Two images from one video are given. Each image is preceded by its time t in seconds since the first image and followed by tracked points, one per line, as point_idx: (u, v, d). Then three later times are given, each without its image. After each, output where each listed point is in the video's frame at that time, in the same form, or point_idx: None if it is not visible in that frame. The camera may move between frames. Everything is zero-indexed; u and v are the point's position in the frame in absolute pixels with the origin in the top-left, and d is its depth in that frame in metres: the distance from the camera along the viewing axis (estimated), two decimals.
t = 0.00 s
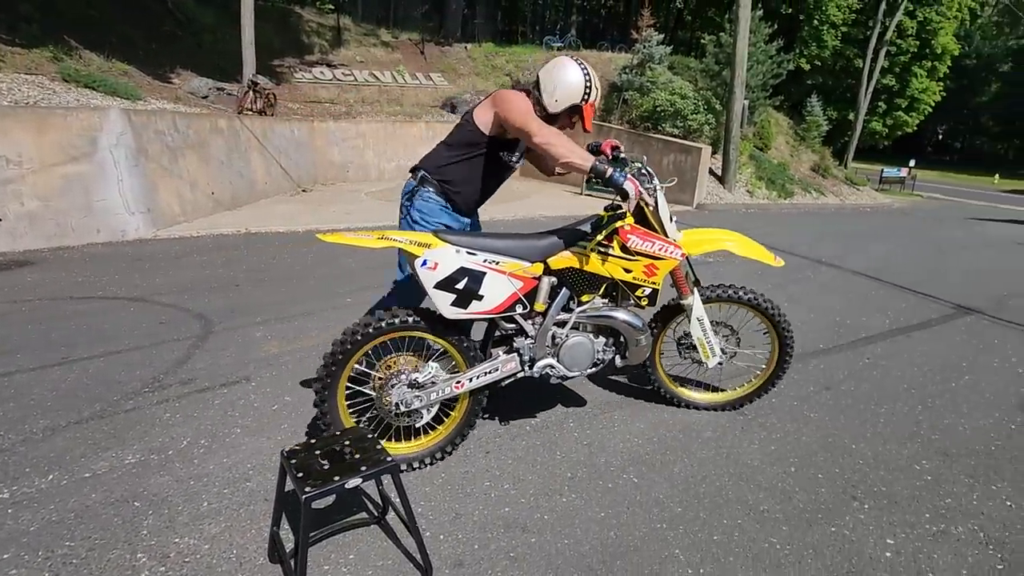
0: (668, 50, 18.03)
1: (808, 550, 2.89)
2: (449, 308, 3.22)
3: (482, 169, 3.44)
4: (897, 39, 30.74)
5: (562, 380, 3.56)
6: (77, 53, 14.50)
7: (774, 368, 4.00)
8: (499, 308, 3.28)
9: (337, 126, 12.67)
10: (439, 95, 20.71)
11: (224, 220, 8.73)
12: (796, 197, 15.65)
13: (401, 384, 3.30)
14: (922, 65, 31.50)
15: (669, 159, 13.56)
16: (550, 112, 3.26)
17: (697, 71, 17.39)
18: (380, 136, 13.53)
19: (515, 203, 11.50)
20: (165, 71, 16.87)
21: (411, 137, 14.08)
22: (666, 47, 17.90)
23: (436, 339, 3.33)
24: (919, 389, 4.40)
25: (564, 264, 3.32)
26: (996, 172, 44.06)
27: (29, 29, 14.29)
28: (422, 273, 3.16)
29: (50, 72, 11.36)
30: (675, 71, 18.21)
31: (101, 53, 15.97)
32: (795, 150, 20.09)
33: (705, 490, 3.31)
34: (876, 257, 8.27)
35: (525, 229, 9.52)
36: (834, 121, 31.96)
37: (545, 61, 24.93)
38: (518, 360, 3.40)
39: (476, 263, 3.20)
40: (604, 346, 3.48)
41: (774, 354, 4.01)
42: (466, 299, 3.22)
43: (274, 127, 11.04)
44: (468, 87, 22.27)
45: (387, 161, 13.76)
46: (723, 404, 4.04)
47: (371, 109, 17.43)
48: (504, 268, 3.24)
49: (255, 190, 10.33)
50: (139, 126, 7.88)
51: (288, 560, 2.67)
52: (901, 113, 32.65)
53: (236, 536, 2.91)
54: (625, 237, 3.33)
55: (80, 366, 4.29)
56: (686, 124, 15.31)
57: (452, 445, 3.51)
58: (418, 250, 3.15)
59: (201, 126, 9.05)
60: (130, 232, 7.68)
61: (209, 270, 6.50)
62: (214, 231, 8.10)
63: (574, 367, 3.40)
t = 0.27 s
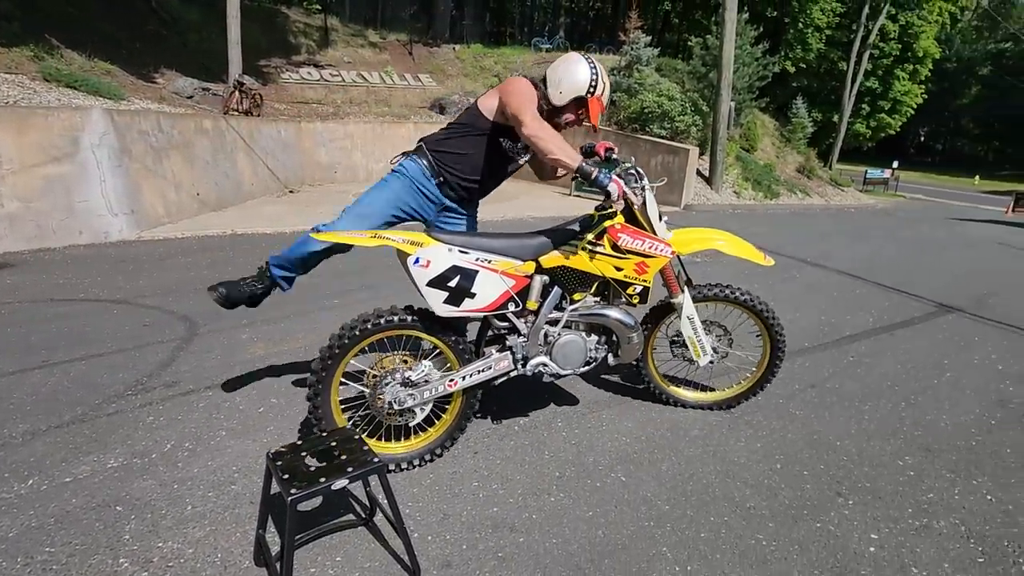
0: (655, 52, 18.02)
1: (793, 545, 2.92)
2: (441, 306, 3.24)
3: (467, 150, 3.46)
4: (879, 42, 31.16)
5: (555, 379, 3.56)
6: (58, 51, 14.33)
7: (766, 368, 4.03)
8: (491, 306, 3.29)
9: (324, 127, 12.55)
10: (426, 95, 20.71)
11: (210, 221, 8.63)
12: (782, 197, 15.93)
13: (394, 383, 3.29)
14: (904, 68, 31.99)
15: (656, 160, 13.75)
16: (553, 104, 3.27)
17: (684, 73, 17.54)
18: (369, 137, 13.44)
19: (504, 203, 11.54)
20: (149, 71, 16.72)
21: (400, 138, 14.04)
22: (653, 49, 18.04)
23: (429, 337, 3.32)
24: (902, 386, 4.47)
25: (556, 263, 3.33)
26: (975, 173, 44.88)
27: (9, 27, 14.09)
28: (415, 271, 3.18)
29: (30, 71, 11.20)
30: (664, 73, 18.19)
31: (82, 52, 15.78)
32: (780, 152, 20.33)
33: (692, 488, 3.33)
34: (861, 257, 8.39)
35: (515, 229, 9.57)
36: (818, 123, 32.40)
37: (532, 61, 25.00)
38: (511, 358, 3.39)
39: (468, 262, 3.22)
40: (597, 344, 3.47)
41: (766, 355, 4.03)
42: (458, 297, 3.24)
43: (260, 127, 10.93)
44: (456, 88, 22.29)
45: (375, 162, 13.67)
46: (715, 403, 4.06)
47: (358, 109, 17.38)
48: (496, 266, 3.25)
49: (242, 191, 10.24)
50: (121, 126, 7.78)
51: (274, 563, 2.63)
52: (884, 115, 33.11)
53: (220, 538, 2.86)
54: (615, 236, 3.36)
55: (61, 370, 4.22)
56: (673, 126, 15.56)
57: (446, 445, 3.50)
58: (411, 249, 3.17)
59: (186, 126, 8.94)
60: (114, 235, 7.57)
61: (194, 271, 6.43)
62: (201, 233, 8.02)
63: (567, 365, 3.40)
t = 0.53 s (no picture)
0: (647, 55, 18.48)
1: (782, 544, 2.94)
2: (431, 306, 3.24)
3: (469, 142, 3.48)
4: (867, 46, 31.47)
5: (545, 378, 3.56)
6: (44, 51, 14.17)
7: (756, 369, 4.05)
8: (481, 305, 3.29)
9: (316, 127, 12.26)
10: (417, 96, 20.69)
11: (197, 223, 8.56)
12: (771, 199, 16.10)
13: (384, 383, 3.28)
14: (890, 71, 32.31)
15: (647, 161, 13.81)
16: (549, 95, 3.28)
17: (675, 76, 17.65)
18: (362, 138, 13.17)
19: (495, 204, 11.56)
20: (136, 71, 16.57)
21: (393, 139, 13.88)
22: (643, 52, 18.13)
23: (419, 337, 3.31)
24: (888, 385, 4.52)
25: (545, 263, 3.33)
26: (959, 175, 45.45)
27: None
28: (404, 270, 3.18)
29: (14, 71, 11.07)
30: (653, 75, 18.40)
31: (68, 51, 15.63)
32: (769, 154, 20.48)
33: (682, 487, 3.35)
34: (849, 258, 8.48)
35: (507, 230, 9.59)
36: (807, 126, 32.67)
37: (523, 63, 25.02)
38: (501, 358, 3.38)
39: (458, 261, 3.22)
40: (586, 344, 3.47)
41: (756, 355, 4.05)
42: (448, 297, 3.24)
43: (250, 128, 10.76)
44: (447, 90, 22.29)
45: (369, 163, 13.35)
46: (704, 404, 4.08)
47: (349, 111, 17.31)
48: (485, 266, 3.26)
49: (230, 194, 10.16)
50: (107, 128, 7.68)
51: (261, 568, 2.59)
52: (871, 118, 33.40)
53: (207, 542, 2.82)
54: (603, 236, 3.37)
55: (45, 373, 4.16)
56: (663, 128, 15.64)
57: (436, 446, 3.49)
58: (400, 249, 3.18)
59: (176, 127, 8.80)
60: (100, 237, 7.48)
61: (181, 273, 6.37)
62: (190, 236, 7.95)
63: (557, 365, 3.40)
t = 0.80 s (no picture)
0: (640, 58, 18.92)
1: (774, 543, 2.96)
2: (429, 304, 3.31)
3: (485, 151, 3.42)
4: (857, 49, 31.72)
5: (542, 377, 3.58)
6: (33, 50, 14.06)
7: (749, 370, 4.08)
8: (478, 303, 3.33)
9: (308, 129, 12.49)
10: (410, 98, 20.67)
11: (188, 225, 8.49)
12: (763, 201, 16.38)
13: (382, 381, 3.25)
14: (880, 75, 32.58)
15: (640, 163, 13.86)
16: (544, 99, 3.28)
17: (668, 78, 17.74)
18: (354, 140, 13.37)
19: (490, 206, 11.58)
20: (127, 72, 16.45)
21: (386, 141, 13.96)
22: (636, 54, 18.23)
23: (418, 336, 3.27)
24: (878, 385, 4.57)
25: (540, 261, 3.38)
26: (947, 177, 45.86)
27: None
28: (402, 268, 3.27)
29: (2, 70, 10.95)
30: (646, 77, 18.53)
31: (58, 51, 15.52)
32: (761, 157, 20.61)
33: (675, 487, 3.37)
34: (841, 259, 8.56)
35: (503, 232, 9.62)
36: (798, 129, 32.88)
37: (516, 65, 25.07)
38: (499, 356, 3.38)
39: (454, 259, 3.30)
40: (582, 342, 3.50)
41: (747, 357, 4.08)
42: (445, 293, 3.31)
43: (242, 129, 10.82)
44: (440, 91, 22.29)
45: (360, 165, 13.59)
46: (698, 405, 4.11)
47: (342, 112, 17.25)
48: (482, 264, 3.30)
49: (222, 195, 10.10)
50: (97, 128, 7.62)
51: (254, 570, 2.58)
52: (861, 121, 33.63)
53: (199, 545, 2.80)
54: (597, 235, 3.42)
55: (34, 376, 4.12)
56: (656, 130, 15.72)
57: (433, 446, 3.48)
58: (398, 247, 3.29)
59: (165, 128, 8.85)
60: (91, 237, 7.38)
61: (173, 275, 6.33)
62: (181, 237, 7.88)
63: (554, 362, 3.42)
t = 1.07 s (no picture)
0: (632, 61, 18.80)
1: (767, 543, 2.97)
2: (439, 303, 3.23)
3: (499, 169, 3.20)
4: (849, 53, 31.91)
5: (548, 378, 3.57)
6: (24, 49, 13.94)
7: (744, 364, 4.15)
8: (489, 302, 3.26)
9: (304, 130, 12.49)
10: (405, 100, 20.68)
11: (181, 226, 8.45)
12: (756, 203, 16.43)
13: (392, 379, 3.25)
14: (872, 78, 32.78)
15: (634, 165, 13.91)
16: (547, 102, 3.14)
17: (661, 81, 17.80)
18: (350, 141, 13.37)
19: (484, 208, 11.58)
20: (119, 72, 16.36)
21: (381, 142, 13.92)
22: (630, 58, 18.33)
23: (427, 334, 3.30)
24: (871, 386, 4.60)
25: (547, 262, 3.35)
26: (937, 180, 46.20)
27: None
28: (413, 268, 3.20)
29: None
30: (640, 80, 18.60)
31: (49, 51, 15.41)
32: (754, 159, 20.71)
33: (670, 488, 3.38)
34: (834, 260, 8.62)
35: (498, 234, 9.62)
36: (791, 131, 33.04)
37: (510, 67, 25.08)
38: (505, 355, 3.36)
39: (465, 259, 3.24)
40: (588, 342, 3.51)
41: (745, 351, 4.15)
42: (457, 292, 3.23)
43: (235, 130, 10.74)
44: (435, 93, 22.29)
45: (355, 166, 13.60)
46: (697, 404, 4.13)
47: (337, 113, 17.21)
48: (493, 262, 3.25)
49: (216, 197, 10.05)
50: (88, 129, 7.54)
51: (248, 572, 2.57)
52: (854, 124, 33.80)
53: (193, 547, 2.78)
54: (603, 236, 3.40)
55: (25, 378, 4.09)
56: (650, 132, 15.76)
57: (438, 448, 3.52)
58: (409, 248, 3.23)
59: (159, 129, 8.77)
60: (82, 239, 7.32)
61: (166, 277, 6.29)
62: (173, 239, 7.83)
63: (561, 362, 3.42)
